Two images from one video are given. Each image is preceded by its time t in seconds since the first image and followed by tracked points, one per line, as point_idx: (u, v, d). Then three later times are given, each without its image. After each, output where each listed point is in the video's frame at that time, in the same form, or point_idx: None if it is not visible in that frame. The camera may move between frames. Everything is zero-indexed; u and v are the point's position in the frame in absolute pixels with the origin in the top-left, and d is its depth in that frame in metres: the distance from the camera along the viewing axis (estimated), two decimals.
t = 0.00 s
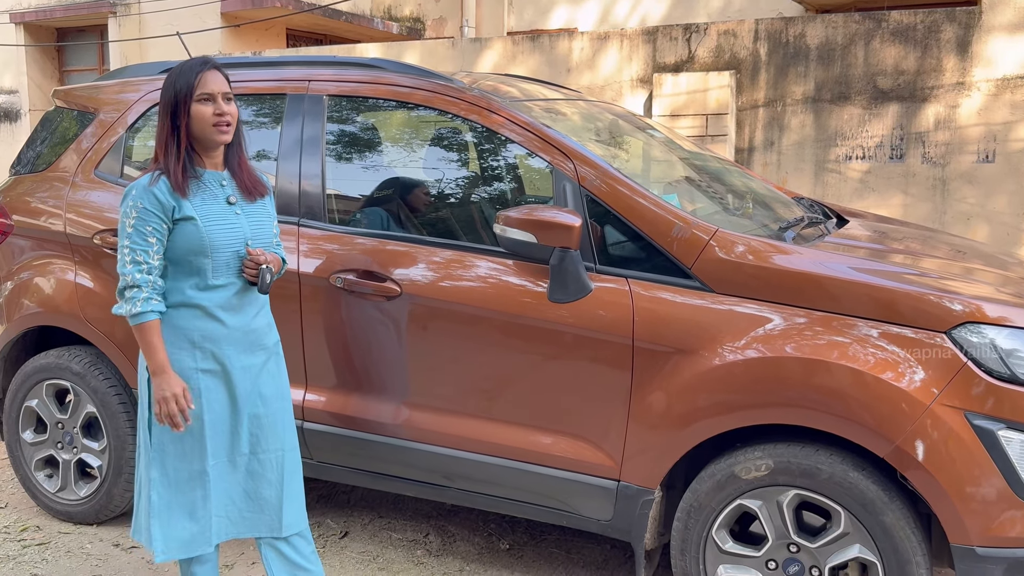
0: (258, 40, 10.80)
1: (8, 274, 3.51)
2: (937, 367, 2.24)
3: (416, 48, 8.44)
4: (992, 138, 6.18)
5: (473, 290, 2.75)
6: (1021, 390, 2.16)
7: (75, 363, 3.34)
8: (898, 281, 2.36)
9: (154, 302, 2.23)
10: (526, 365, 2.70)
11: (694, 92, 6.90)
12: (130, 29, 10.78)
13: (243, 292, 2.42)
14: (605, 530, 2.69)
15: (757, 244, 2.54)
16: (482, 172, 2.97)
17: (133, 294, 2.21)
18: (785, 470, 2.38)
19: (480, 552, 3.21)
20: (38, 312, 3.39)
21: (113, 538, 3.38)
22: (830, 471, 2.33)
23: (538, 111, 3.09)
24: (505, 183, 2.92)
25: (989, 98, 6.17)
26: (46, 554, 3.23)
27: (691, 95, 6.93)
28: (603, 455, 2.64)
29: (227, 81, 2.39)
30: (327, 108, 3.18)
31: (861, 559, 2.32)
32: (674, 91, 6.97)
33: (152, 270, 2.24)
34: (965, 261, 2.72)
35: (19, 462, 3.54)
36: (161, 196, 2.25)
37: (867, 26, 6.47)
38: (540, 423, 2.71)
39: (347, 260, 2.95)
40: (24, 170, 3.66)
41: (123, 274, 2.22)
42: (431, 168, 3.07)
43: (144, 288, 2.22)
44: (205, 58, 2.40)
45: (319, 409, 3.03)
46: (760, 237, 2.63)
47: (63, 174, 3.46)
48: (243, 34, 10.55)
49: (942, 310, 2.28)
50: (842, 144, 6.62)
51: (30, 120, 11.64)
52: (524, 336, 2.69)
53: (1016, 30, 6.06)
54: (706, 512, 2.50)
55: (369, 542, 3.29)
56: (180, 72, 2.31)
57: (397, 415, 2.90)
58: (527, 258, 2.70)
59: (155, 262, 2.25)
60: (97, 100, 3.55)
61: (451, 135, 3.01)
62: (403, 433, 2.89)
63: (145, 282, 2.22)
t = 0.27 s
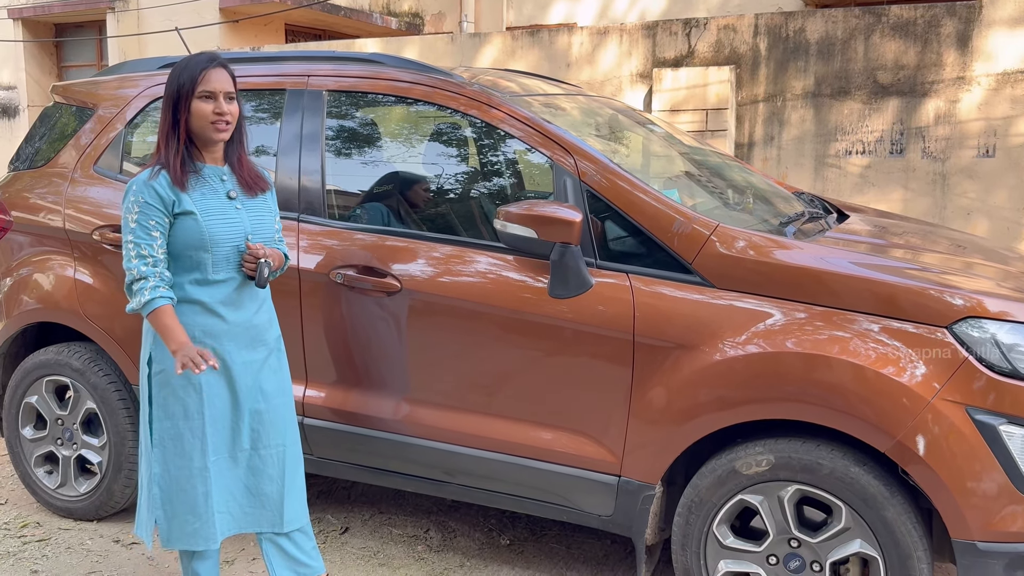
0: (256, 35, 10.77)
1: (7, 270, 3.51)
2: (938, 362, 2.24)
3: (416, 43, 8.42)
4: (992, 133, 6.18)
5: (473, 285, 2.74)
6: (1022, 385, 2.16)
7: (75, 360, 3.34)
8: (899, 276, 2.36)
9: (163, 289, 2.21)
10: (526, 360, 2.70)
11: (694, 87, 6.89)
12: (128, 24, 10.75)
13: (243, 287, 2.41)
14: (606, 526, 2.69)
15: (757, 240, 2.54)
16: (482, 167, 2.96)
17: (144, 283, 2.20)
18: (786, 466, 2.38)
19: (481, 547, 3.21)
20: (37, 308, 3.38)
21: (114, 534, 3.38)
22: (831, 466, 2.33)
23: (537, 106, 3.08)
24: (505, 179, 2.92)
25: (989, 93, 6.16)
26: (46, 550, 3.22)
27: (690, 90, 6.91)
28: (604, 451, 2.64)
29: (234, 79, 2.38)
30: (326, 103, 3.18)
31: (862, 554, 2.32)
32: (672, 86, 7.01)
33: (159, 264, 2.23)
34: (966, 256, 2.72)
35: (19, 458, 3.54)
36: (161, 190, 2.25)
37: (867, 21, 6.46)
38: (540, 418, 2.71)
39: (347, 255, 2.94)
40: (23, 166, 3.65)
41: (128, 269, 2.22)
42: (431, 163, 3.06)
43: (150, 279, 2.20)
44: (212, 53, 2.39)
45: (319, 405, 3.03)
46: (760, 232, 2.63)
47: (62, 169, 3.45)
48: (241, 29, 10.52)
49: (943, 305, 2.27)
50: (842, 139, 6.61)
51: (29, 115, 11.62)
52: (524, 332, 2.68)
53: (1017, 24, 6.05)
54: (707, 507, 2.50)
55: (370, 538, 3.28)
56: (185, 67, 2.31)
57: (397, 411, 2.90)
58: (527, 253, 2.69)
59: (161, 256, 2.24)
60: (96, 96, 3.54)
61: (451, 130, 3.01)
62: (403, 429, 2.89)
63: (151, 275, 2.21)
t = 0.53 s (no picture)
0: (255, 32, 10.74)
1: (6, 268, 3.50)
2: (939, 358, 2.23)
3: (415, 40, 8.40)
4: (993, 128, 6.17)
5: (473, 282, 2.74)
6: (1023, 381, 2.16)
7: (74, 357, 3.33)
8: (900, 273, 2.35)
9: (167, 295, 2.21)
10: (525, 357, 2.69)
11: (694, 83, 6.88)
12: (126, 21, 10.71)
13: (247, 284, 2.41)
14: (606, 523, 2.68)
15: (758, 236, 2.53)
16: (481, 164, 2.96)
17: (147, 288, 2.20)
18: (787, 462, 2.38)
19: (481, 545, 3.20)
20: (36, 305, 3.37)
21: (113, 532, 3.38)
22: (832, 463, 2.32)
23: (537, 102, 3.07)
24: (504, 175, 2.91)
25: (990, 89, 6.15)
26: (46, 548, 3.22)
27: (690, 86, 6.90)
28: (604, 448, 2.63)
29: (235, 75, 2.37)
30: (325, 100, 3.16)
31: (863, 551, 2.32)
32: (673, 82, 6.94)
33: (167, 262, 2.23)
34: (966, 252, 2.72)
35: (18, 456, 3.53)
36: (167, 187, 2.24)
37: (867, 17, 6.45)
38: (540, 415, 2.71)
39: (346, 252, 2.93)
40: (21, 164, 3.64)
41: (136, 268, 2.21)
42: (431, 160, 3.06)
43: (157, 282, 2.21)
44: (213, 50, 2.38)
45: (319, 402, 3.02)
46: (761, 228, 2.62)
47: (60, 166, 3.44)
48: (240, 25, 10.49)
49: (944, 302, 2.27)
50: (843, 135, 6.60)
51: (27, 113, 11.60)
52: (524, 328, 2.68)
53: (1017, 19, 6.04)
54: (707, 504, 2.50)
55: (370, 535, 3.28)
56: (186, 64, 2.30)
57: (397, 408, 2.89)
58: (527, 250, 2.69)
59: (167, 254, 2.24)
60: (95, 93, 3.53)
61: (450, 127, 3.00)
62: (403, 426, 2.88)
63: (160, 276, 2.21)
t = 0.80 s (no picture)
0: (254, 30, 10.73)
1: (5, 267, 3.49)
2: (939, 356, 2.23)
3: (414, 38, 8.39)
4: (993, 126, 6.17)
5: (473, 280, 2.73)
6: None
7: (74, 356, 3.33)
8: (900, 271, 2.35)
9: (162, 294, 2.20)
10: (525, 356, 2.69)
11: (693, 81, 6.87)
12: (125, 19, 10.70)
13: (252, 283, 2.41)
14: (606, 521, 2.68)
15: (758, 234, 2.53)
16: (480, 162, 2.96)
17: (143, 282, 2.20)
18: (788, 460, 2.37)
19: (481, 543, 3.20)
20: (35, 304, 3.37)
21: (113, 531, 3.37)
22: (833, 461, 2.32)
23: (536, 100, 3.07)
24: (504, 173, 2.91)
25: (989, 86, 6.15)
26: (45, 547, 3.21)
27: (690, 84, 6.90)
28: (604, 446, 2.63)
29: (237, 73, 2.36)
30: (324, 99, 3.16)
31: (863, 549, 2.31)
32: (672, 80, 6.95)
33: (167, 257, 2.22)
34: (966, 250, 2.71)
35: (18, 455, 3.53)
36: (175, 184, 2.24)
37: (867, 14, 6.44)
38: (540, 413, 2.71)
39: (346, 250, 2.93)
40: (20, 162, 3.63)
41: (137, 263, 2.21)
42: (430, 158, 3.06)
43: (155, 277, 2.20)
44: (215, 49, 2.37)
45: (319, 401, 3.02)
46: (760, 226, 2.62)
47: (59, 165, 3.44)
48: (239, 23, 10.48)
49: (944, 299, 2.27)
50: (842, 133, 6.60)
51: (26, 111, 11.58)
52: (524, 327, 2.68)
53: (1017, 17, 6.04)
54: (708, 502, 2.50)
55: (370, 534, 3.28)
56: (187, 64, 2.29)
57: (397, 406, 2.89)
58: (527, 248, 2.68)
59: (170, 252, 2.23)
60: (93, 91, 3.53)
61: (449, 125, 3.00)
62: (403, 425, 2.88)
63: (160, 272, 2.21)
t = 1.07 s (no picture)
0: (253, 30, 10.72)
1: (5, 267, 3.49)
2: (939, 355, 2.23)
3: (413, 37, 8.38)
4: (992, 125, 6.17)
5: (472, 280, 2.73)
6: None
7: (73, 356, 3.33)
8: (900, 270, 2.35)
9: (177, 290, 2.20)
10: (525, 355, 2.69)
11: (693, 80, 6.87)
12: (124, 19, 10.69)
13: (253, 283, 2.41)
14: (607, 520, 2.68)
15: (758, 233, 2.53)
16: (480, 162, 2.96)
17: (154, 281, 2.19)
18: (788, 460, 2.37)
19: (481, 543, 3.20)
20: (35, 304, 3.37)
21: (113, 531, 3.37)
22: (833, 460, 2.32)
23: (536, 100, 3.07)
24: (504, 173, 2.91)
25: (989, 85, 6.15)
26: (45, 547, 3.21)
27: (689, 83, 6.89)
28: (604, 445, 2.63)
29: (250, 79, 2.38)
30: (324, 98, 3.16)
31: (864, 548, 2.31)
32: (671, 79, 6.94)
33: (174, 254, 2.22)
34: (966, 249, 2.71)
35: (17, 455, 3.52)
36: (179, 182, 2.24)
37: (866, 13, 6.44)
38: (540, 413, 2.70)
39: (345, 250, 2.93)
40: (19, 162, 3.63)
41: (147, 262, 2.19)
42: (430, 157, 3.05)
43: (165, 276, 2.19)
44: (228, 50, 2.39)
45: (318, 401, 3.02)
46: (760, 226, 2.62)
47: (59, 165, 3.44)
48: (238, 23, 10.47)
49: (944, 299, 2.27)
50: (842, 132, 6.60)
51: (26, 111, 11.57)
52: (524, 326, 2.68)
53: (1016, 16, 6.04)
54: (708, 502, 2.50)
55: (370, 534, 3.28)
56: (198, 64, 2.32)
57: (397, 406, 2.89)
58: (527, 248, 2.68)
59: (178, 249, 2.23)
60: (93, 91, 3.52)
61: (449, 124, 3.00)
62: (402, 425, 2.88)
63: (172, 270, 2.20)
